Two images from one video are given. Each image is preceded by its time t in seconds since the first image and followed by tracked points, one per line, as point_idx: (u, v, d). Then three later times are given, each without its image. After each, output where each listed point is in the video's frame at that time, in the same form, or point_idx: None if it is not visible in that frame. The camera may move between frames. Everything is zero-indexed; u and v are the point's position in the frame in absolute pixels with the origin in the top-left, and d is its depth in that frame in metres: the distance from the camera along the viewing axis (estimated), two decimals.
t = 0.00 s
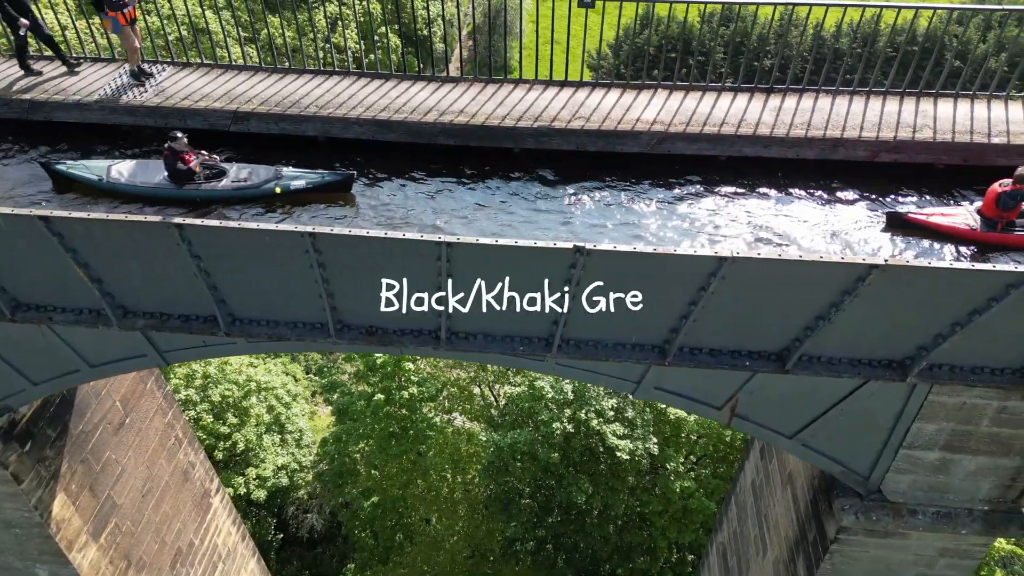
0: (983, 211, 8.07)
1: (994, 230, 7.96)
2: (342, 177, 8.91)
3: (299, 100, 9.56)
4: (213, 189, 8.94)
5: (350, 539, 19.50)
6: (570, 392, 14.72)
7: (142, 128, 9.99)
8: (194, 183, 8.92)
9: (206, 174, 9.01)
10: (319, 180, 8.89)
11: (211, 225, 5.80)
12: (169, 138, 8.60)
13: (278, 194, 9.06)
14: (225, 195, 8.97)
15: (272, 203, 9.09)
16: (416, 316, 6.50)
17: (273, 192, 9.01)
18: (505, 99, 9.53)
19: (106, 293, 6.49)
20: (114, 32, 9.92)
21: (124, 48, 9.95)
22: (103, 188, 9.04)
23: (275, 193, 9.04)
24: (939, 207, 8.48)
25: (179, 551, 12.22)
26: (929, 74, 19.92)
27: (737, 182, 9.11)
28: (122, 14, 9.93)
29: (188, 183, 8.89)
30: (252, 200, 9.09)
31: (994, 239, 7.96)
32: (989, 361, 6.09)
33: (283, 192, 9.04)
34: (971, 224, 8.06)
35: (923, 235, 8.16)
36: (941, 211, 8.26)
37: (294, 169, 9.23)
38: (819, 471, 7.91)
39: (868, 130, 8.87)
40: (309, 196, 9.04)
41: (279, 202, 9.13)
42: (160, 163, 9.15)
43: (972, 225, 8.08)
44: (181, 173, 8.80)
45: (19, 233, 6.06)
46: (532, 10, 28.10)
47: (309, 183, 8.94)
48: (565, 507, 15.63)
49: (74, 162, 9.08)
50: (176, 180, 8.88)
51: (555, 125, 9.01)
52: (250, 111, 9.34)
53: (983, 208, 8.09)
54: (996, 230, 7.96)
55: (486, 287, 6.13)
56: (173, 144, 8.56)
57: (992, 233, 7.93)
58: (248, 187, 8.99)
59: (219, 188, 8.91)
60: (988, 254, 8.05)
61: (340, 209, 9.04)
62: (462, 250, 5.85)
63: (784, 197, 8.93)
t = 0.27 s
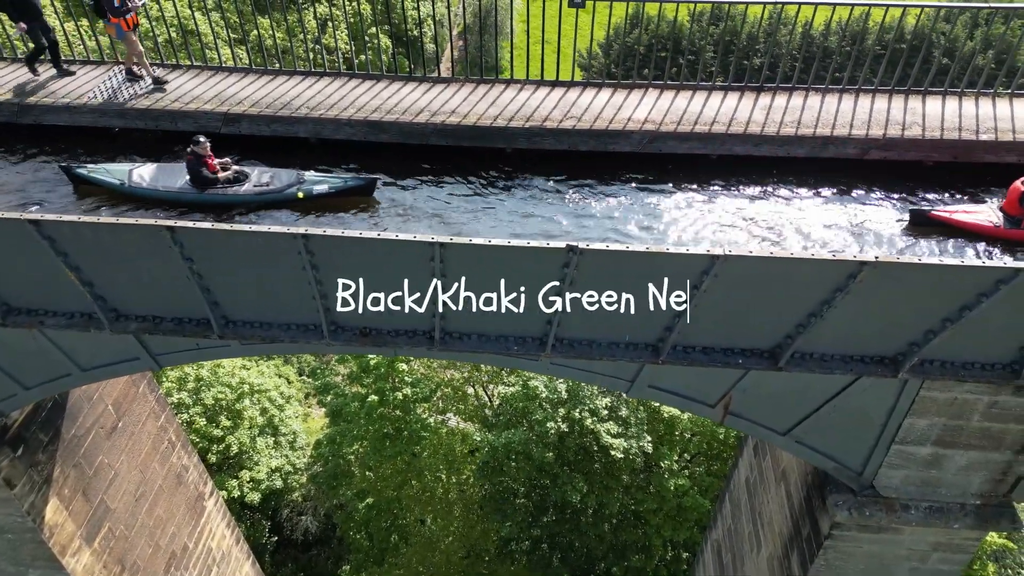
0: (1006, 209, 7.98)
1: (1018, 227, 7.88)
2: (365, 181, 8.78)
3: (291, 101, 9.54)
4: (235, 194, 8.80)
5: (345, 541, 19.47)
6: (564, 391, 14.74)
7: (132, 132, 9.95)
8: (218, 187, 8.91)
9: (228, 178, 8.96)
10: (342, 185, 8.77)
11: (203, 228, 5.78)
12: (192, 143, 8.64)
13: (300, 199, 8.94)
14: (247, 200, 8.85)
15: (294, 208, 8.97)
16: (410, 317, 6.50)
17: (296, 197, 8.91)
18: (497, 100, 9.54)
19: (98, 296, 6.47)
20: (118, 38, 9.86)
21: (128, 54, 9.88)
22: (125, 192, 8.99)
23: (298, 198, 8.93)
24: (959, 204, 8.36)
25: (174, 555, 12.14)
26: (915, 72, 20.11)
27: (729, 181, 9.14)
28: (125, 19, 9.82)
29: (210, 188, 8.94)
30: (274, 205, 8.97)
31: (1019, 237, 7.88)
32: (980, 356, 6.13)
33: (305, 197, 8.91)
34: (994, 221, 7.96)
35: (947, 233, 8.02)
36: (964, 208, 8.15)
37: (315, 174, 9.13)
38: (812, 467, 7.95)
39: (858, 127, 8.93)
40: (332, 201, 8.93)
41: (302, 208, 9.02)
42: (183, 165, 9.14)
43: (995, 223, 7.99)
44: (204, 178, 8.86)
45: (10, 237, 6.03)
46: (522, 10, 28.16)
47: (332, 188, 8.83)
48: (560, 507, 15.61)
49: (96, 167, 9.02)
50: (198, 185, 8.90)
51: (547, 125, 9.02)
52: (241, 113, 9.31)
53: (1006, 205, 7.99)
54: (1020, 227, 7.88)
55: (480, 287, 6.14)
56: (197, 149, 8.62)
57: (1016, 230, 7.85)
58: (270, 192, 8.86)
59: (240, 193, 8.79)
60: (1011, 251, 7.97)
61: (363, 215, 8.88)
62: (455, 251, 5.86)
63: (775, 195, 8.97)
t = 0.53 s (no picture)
0: None
1: None
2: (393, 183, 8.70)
3: (288, 102, 9.54)
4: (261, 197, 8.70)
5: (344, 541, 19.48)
6: (562, 391, 14.76)
7: (130, 132, 9.94)
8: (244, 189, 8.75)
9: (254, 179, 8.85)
10: (369, 187, 8.67)
11: (201, 228, 5.78)
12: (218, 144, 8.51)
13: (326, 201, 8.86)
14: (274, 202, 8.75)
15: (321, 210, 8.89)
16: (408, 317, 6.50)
17: (322, 199, 8.83)
18: (495, 100, 9.54)
19: (96, 297, 6.47)
20: (129, 41, 9.83)
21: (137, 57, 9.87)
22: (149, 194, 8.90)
23: (324, 200, 8.85)
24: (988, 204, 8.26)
25: (172, 556, 12.13)
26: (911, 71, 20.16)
27: (726, 180, 9.16)
28: (137, 22, 9.81)
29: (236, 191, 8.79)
30: (301, 207, 8.87)
31: None
32: (976, 354, 6.15)
33: (332, 199, 8.85)
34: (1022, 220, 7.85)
35: (972, 231, 8.02)
36: (992, 207, 8.06)
37: (340, 176, 9.07)
38: (809, 466, 7.98)
39: (855, 127, 8.94)
40: (358, 203, 8.85)
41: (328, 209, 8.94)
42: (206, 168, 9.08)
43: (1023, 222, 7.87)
44: (230, 180, 8.70)
45: (8, 238, 6.02)
46: (519, 10, 28.19)
47: (359, 190, 8.74)
48: (558, 506, 15.63)
49: (120, 169, 8.94)
50: (224, 187, 8.77)
51: (544, 125, 9.03)
52: (239, 113, 9.30)
53: None
54: None
55: (478, 287, 6.15)
56: (224, 150, 8.46)
57: None
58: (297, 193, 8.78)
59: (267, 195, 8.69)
60: None
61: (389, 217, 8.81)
62: (453, 251, 5.86)
63: (772, 195, 8.98)
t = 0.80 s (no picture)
0: None
1: None
2: (420, 184, 8.77)
3: (289, 102, 9.55)
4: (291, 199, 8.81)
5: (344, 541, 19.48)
6: (562, 391, 14.76)
7: (131, 132, 9.95)
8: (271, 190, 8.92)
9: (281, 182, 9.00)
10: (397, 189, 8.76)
11: (202, 228, 5.80)
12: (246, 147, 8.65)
13: (354, 203, 8.95)
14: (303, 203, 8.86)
15: (350, 212, 8.98)
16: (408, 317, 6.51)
17: (350, 201, 8.91)
18: (495, 100, 9.55)
19: (97, 297, 6.47)
20: (142, 43, 9.77)
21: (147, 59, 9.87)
22: (178, 196, 9.02)
23: (353, 202, 8.94)
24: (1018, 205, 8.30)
25: (173, 555, 12.14)
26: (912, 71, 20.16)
27: (726, 180, 9.17)
28: (152, 23, 9.74)
29: (264, 192, 8.95)
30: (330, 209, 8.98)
31: None
32: (976, 354, 6.16)
33: (359, 201, 8.94)
34: None
35: (1003, 232, 8.07)
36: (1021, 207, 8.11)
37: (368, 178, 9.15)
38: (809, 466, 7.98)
39: (855, 127, 8.95)
40: (386, 204, 8.92)
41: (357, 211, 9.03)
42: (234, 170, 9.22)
43: None
44: (258, 182, 8.85)
45: (9, 238, 6.02)
46: (519, 10, 28.21)
47: (386, 191, 8.82)
48: (558, 506, 15.63)
49: (148, 170, 9.00)
50: (252, 188, 8.94)
51: (545, 125, 9.03)
52: (240, 113, 9.31)
53: None
54: None
55: (478, 287, 6.16)
56: (252, 153, 8.60)
57: None
58: (325, 195, 8.88)
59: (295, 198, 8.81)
60: None
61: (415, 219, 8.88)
62: (453, 251, 5.87)
63: (772, 195, 8.99)
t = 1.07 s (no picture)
0: None
1: None
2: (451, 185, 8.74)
3: (289, 102, 9.56)
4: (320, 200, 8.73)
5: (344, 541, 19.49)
6: (562, 391, 14.77)
7: (132, 132, 9.96)
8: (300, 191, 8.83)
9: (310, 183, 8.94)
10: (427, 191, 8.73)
11: (203, 228, 5.81)
12: (277, 148, 8.65)
13: (383, 204, 8.89)
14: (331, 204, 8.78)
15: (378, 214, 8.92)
16: (409, 317, 6.52)
17: (379, 202, 8.86)
18: (496, 100, 9.56)
19: (98, 297, 6.48)
20: (162, 45, 9.91)
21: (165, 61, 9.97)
22: (207, 197, 8.96)
23: (382, 203, 8.88)
24: None
25: (174, 555, 12.15)
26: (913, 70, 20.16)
27: (726, 180, 9.17)
28: (172, 26, 9.90)
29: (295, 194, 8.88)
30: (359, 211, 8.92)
31: None
32: (976, 354, 6.17)
33: (389, 203, 8.87)
34: None
35: None
36: None
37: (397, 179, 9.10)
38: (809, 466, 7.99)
39: (855, 127, 8.96)
40: (415, 206, 8.89)
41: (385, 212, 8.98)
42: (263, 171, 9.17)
43: None
44: (288, 183, 8.80)
45: (10, 238, 6.02)
46: (519, 10, 28.21)
47: (416, 193, 8.78)
48: (558, 506, 15.63)
49: (178, 172, 9.03)
50: (282, 190, 8.85)
51: (545, 125, 9.04)
52: (241, 113, 9.32)
53: None
54: None
55: (478, 287, 6.17)
56: (282, 153, 8.59)
57: None
58: (354, 197, 8.81)
59: (324, 198, 8.70)
60: None
61: (445, 220, 8.82)
62: (454, 251, 5.87)
63: (772, 195, 9.00)
